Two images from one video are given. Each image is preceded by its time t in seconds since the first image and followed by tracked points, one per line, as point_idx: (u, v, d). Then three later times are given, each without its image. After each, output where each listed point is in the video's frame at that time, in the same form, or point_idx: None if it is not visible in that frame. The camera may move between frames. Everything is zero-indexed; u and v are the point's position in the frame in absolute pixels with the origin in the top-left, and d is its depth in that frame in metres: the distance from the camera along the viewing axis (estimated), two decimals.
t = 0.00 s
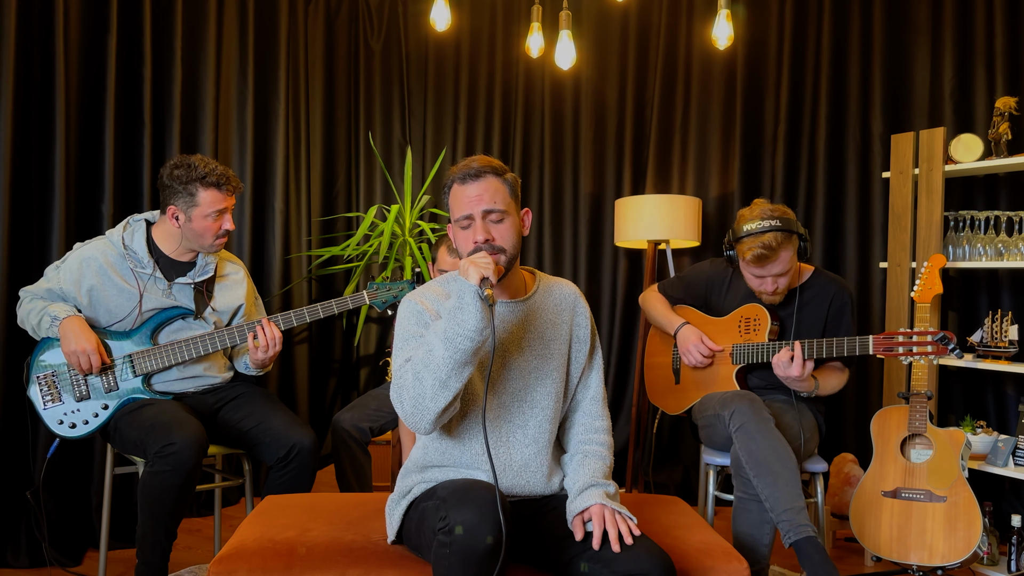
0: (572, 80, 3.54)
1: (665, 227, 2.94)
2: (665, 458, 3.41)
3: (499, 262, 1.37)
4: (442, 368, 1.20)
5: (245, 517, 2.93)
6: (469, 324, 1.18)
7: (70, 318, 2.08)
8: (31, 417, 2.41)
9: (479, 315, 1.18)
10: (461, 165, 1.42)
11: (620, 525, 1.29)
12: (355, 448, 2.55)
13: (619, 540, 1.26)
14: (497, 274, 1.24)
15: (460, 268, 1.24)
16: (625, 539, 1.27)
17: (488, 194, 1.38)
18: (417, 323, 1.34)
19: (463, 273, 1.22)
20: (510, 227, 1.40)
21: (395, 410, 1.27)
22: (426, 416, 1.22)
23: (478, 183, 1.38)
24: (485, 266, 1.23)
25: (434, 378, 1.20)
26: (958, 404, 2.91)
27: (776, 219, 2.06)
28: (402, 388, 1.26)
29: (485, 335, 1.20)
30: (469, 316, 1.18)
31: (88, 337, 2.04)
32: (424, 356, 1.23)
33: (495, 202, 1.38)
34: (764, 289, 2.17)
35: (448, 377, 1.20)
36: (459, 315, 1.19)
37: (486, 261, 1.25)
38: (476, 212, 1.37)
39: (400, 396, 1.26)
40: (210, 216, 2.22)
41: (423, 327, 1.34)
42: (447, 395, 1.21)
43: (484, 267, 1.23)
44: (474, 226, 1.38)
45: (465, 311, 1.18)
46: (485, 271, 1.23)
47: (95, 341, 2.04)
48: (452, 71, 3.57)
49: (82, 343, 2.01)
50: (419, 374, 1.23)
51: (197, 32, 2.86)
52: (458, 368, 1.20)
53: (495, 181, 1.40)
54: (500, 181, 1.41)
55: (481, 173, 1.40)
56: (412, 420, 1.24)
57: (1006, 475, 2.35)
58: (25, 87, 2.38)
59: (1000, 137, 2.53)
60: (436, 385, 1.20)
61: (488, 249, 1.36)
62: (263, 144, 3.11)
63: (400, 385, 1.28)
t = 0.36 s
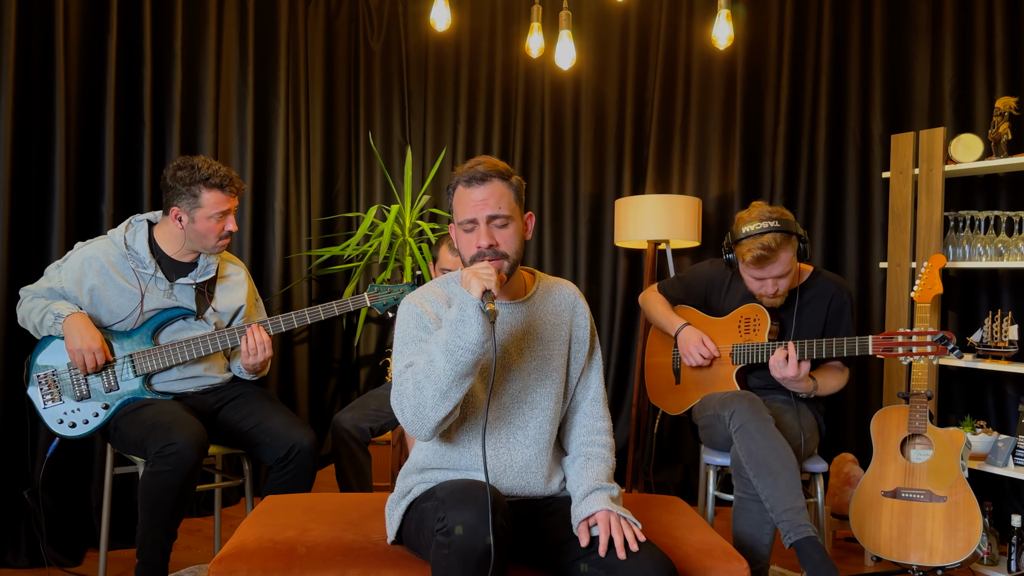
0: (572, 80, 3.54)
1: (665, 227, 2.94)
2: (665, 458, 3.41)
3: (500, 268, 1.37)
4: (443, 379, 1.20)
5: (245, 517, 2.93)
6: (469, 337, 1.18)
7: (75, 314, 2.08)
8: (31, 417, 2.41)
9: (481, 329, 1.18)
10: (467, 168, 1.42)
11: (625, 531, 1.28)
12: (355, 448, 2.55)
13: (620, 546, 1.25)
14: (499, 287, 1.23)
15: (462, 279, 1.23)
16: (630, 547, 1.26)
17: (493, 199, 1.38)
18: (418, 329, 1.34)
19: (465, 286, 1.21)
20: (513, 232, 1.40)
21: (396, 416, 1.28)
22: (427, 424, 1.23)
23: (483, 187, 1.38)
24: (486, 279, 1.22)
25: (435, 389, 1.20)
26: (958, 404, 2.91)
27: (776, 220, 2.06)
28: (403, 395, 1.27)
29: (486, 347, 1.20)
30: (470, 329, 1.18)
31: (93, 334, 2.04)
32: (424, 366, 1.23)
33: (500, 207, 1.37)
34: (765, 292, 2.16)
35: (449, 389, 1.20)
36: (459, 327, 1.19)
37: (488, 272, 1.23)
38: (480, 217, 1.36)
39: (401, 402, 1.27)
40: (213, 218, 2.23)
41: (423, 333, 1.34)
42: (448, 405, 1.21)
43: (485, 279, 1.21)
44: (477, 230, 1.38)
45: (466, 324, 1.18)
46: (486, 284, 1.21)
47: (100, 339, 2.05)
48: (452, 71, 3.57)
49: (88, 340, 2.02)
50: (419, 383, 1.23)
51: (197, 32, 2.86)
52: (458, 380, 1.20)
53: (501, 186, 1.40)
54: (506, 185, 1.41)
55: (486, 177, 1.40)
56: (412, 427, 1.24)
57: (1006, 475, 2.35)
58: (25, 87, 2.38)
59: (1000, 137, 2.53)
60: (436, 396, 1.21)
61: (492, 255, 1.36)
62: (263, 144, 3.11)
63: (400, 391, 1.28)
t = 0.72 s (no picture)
0: (572, 80, 3.54)
1: (665, 227, 2.94)
2: (665, 458, 3.41)
3: (499, 262, 1.37)
4: (443, 375, 1.20)
5: (245, 517, 2.93)
6: (469, 332, 1.18)
7: (76, 317, 2.08)
8: (31, 417, 2.41)
9: (480, 322, 1.18)
10: (465, 165, 1.42)
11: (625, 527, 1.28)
12: (355, 448, 2.55)
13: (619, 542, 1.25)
14: (499, 281, 1.23)
15: (461, 275, 1.23)
16: (629, 542, 1.26)
17: (491, 194, 1.38)
18: (419, 326, 1.34)
19: (463, 280, 1.21)
20: (512, 227, 1.40)
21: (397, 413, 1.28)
22: (427, 420, 1.23)
23: (481, 183, 1.38)
24: (485, 273, 1.22)
25: (435, 384, 1.20)
26: (958, 404, 2.91)
27: (777, 219, 2.06)
28: (403, 392, 1.27)
29: (486, 341, 1.20)
30: (469, 322, 1.18)
31: (95, 337, 2.04)
32: (425, 362, 1.23)
33: (498, 202, 1.38)
34: (765, 291, 2.17)
35: (449, 384, 1.20)
36: (459, 321, 1.19)
37: (487, 267, 1.23)
38: (478, 212, 1.37)
39: (401, 400, 1.27)
40: (209, 210, 2.23)
41: (424, 330, 1.34)
42: (448, 401, 1.21)
43: (485, 274, 1.21)
44: (476, 225, 1.38)
45: (466, 317, 1.18)
46: (485, 278, 1.21)
47: (103, 340, 2.05)
48: (452, 71, 3.57)
49: (91, 343, 2.02)
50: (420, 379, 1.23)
51: (197, 32, 2.86)
52: (458, 375, 1.20)
53: (499, 181, 1.40)
54: (504, 182, 1.41)
55: (484, 173, 1.40)
56: (413, 424, 1.24)
57: (1006, 475, 2.35)
58: (25, 86, 2.38)
59: (1000, 137, 2.53)
60: (437, 392, 1.21)
61: (490, 249, 1.36)
62: (263, 144, 3.11)
63: (401, 388, 1.28)
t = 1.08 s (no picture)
0: (572, 80, 3.54)
1: (664, 227, 2.94)
2: (665, 458, 3.41)
3: (500, 263, 1.37)
4: (444, 372, 1.20)
5: (245, 517, 2.93)
6: (471, 329, 1.18)
7: (70, 321, 2.08)
8: (31, 417, 2.41)
9: (482, 319, 1.18)
10: (466, 165, 1.42)
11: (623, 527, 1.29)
12: (355, 447, 2.55)
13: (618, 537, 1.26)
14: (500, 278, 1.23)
15: (463, 272, 1.23)
16: (625, 539, 1.27)
17: (492, 194, 1.38)
18: (420, 325, 1.34)
19: (465, 277, 1.21)
20: (513, 228, 1.39)
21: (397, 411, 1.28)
22: (428, 418, 1.23)
23: (483, 183, 1.38)
24: (487, 270, 1.22)
25: (436, 381, 1.20)
26: (958, 404, 2.91)
27: (780, 213, 2.06)
28: (404, 390, 1.26)
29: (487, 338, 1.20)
30: (471, 319, 1.18)
31: (88, 341, 2.04)
32: (426, 360, 1.23)
33: (499, 202, 1.37)
34: (767, 285, 2.16)
35: (450, 381, 1.20)
36: (461, 318, 1.19)
37: (488, 264, 1.23)
38: (479, 213, 1.37)
39: (402, 398, 1.26)
40: (206, 210, 2.23)
41: (426, 329, 1.34)
42: (449, 399, 1.21)
43: (486, 271, 1.21)
44: (477, 226, 1.38)
45: (467, 314, 1.18)
46: (486, 275, 1.21)
47: (95, 344, 2.04)
48: (452, 72, 3.57)
49: (83, 348, 2.02)
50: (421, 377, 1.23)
51: (197, 32, 2.86)
52: (459, 372, 1.20)
53: (501, 182, 1.40)
54: (505, 182, 1.41)
55: (486, 173, 1.39)
56: (414, 422, 1.24)
57: (1006, 475, 2.35)
58: (25, 86, 2.38)
59: (1000, 137, 2.53)
60: (438, 389, 1.21)
61: (492, 250, 1.36)
62: (263, 144, 3.11)
63: (401, 386, 1.28)
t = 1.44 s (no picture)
0: (572, 80, 3.54)
1: (664, 227, 2.94)
2: (665, 458, 3.41)
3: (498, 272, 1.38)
4: (440, 381, 1.19)
5: (245, 517, 2.93)
6: (467, 339, 1.17)
7: (69, 320, 2.08)
8: (31, 417, 2.41)
9: (478, 330, 1.17)
10: (469, 169, 1.42)
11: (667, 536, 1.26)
12: (355, 447, 2.55)
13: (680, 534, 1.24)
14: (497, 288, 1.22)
15: (461, 281, 1.23)
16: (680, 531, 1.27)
17: (493, 204, 1.37)
18: (417, 328, 1.34)
19: (463, 287, 1.21)
20: (513, 236, 1.40)
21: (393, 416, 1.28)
22: (424, 424, 1.23)
23: (484, 192, 1.38)
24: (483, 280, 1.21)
25: (431, 390, 1.20)
26: (958, 404, 2.91)
27: (784, 207, 2.09)
28: (399, 395, 1.27)
29: (484, 348, 1.20)
30: (467, 330, 1.18)
31: (88, 339, 2.05)
32: (422, 367, 1.23)
33: (500, 212, 1.37)
34: (768, 282, 2.15)
35: (445, 390, 1.20)
36: (457, 328, 1.18)
37: (487, 274, 1.23)
38: (479, 221, 1.36)
39: (398, 403, 1.26)
40: (202, 210, 2.24)
41: (422, 332, 1.34)
42: (445, 406, 1.21)
43: (484, 281, 1.21)
44: (476, 234, 1.38)
45: (464, 325, 1.18)
46: (485, 286, 1.21)
47: (95, 342, 2.05)
48: (452, 72, 3.57)
49: (84, 345, 2.02)
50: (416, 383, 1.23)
51: (197, 32, 2.86)
52: (455, 381, 1.20)
53: (502, 190, 1.39)
54: (507, 190, 1.40)
55: (488, 181, 1.39)
56: (409, 427, 1.24)
57: (1006, 475, 2.35)
58: (25, 86, 2.38)
59: (1000, 137, 2.53)
60: (434, 397, 1.21)
61: (490, 259, 1.36)
62: (263, 144, 3.11)
63: (398, 391, 1.28)
